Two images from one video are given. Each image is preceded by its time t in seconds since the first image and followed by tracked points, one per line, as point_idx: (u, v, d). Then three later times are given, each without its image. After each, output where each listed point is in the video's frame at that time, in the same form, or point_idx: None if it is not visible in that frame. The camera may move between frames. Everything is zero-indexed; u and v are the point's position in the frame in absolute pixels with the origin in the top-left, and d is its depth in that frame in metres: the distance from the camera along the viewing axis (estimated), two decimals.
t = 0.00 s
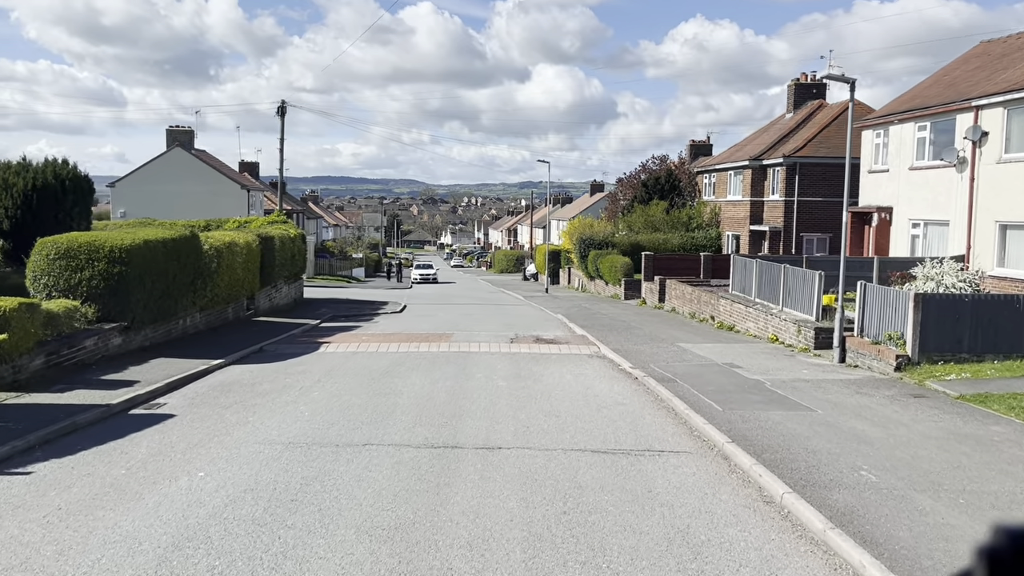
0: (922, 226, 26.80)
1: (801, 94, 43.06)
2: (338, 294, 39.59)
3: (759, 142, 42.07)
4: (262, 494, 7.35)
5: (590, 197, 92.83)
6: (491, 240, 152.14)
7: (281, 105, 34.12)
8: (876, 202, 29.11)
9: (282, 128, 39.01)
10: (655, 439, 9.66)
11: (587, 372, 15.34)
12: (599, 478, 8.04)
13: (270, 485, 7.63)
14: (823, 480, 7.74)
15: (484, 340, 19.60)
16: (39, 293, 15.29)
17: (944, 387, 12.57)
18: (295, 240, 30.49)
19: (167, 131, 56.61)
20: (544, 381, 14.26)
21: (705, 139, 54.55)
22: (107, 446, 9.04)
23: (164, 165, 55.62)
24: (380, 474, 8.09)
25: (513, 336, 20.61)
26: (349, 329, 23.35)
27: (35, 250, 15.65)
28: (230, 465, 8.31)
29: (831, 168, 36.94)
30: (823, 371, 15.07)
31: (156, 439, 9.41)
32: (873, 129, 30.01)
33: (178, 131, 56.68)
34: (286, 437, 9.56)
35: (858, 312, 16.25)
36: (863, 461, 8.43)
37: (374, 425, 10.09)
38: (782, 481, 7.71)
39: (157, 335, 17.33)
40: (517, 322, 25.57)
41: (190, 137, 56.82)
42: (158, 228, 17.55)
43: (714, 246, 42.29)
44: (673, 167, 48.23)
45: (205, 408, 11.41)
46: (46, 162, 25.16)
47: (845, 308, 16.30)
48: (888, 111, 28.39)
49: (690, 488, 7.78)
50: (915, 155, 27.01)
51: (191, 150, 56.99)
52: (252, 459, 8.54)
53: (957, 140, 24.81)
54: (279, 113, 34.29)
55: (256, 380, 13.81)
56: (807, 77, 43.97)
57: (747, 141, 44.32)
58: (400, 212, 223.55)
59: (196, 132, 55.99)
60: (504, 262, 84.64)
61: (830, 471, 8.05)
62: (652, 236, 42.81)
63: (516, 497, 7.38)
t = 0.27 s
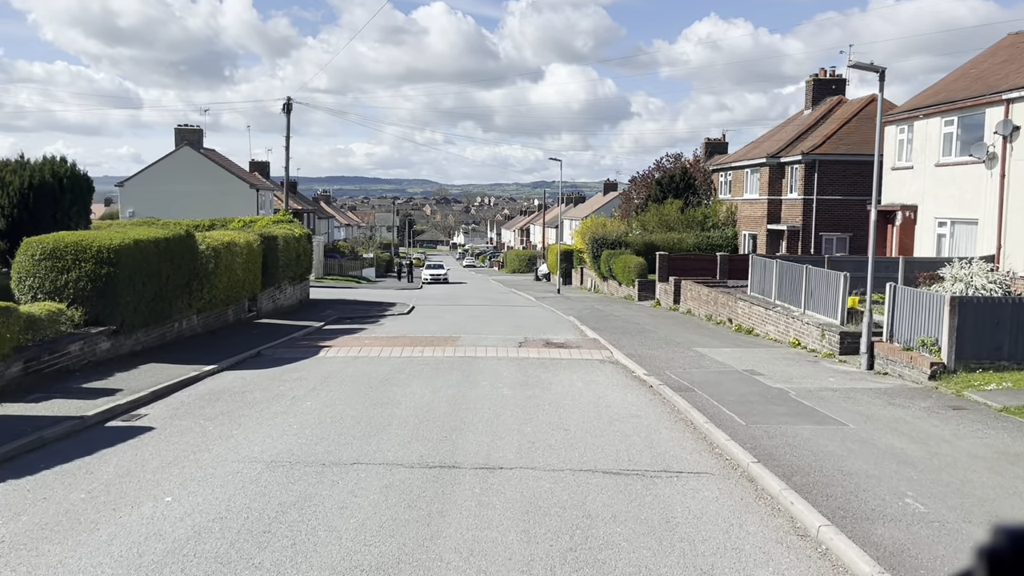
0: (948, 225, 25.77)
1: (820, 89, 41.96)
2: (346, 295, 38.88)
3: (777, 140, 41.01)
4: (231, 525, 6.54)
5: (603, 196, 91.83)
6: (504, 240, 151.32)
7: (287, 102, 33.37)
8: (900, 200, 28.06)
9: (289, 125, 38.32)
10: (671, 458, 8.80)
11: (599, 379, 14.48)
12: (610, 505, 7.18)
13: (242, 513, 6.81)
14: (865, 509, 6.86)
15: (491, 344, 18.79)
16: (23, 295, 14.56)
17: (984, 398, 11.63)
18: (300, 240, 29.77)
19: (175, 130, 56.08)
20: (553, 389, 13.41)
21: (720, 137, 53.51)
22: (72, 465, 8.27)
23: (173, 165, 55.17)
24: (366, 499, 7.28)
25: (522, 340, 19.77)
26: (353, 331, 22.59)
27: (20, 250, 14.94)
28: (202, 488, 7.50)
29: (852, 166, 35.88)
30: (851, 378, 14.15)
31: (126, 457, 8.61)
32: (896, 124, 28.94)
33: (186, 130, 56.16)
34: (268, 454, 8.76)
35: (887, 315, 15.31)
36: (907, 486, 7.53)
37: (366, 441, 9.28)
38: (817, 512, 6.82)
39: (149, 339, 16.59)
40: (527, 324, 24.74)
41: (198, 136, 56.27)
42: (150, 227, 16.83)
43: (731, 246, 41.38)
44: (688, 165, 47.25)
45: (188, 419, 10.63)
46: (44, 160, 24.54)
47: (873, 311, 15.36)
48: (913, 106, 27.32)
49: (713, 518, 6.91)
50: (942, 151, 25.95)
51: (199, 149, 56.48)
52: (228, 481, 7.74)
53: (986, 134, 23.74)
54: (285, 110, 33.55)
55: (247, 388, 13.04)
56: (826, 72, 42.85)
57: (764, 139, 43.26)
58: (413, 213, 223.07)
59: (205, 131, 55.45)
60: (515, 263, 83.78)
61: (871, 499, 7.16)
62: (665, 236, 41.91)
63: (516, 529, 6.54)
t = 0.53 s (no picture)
0: (979, 224, 24.70)
1: (841, 85, 40.85)
2: (356, 296, 38.14)
3: (797, 136, 39.92)
4: (192, 566, 5.70)
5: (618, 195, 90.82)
6: (518, 240, 150.45)
7: (294, 99, 32.66)
8: (927, 198, 26.97)
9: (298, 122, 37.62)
10: (695, 483, 7.90)
11: (613, 388, 13.59)
12: (627, 540, 6.31)
13: (207, 551, 5.97)
14: (921, 550, 5.96)
15: (501, 348, 17.94)
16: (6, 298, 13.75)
17: None
18: (306, 239, 29.06)
19: (186, 129, 55.55)
20: (565, 398, 12.53)
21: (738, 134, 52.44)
22: (30, 487, 7.48)
23: (183, 164, 54.64)
24: (350, 532, 6.43)
25: (534, 344, 18.92)
26: (359, 335, 21.81)
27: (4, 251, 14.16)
28: (168, 518, 6.67)
29: (875, 163, 34.75)
30: (884, 388, 13.20)
31: (91, 478, 7.80)
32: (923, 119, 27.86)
33: (197, 129, 55.59)
34: (248, 476, 7.93)
35: (922, 320, 14.33)
36: (967, 520, 6.62)
37: (357, 461, 8.44)
38: (867, 551, 5.93)
39: (141, 344, 15.81)
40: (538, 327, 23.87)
41: (209, 135, 55.75)
42: (144, 226, 16.06)
43: (749, 245, 40.64)
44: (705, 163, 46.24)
45: (169, 433, 9.83)
46: (44, 158, 23.88)
47: (907, 315, 14.40)
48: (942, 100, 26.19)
49: (747, 558, 6.02)
50: (972, 147, 24.83)
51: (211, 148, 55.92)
52: (199, 510, 6.90)
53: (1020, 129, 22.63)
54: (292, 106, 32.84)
55: (239, 397, 12.25)
56: (847, 67, 41.73)
57: (783, 135, 42.17)
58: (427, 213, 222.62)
59: (215, 130, 54.87)
60: (529, 263, 82.94)
61: (925, 535, 6.28)
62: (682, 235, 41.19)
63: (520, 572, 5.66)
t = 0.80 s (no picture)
0: (1015, 222, 23.56)
1: (865, 80, 39.68)
2: (367, 297, 37.41)
3: (820, 133, 38.78)
4: None
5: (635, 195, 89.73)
6: (534, 240, 149.57)
7: (304, 96, 31.96)
8: (959, 195, 25.84)
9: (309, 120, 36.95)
10: (727, 516, 6.96)
11: (632, 398, 12.69)
12: None
13: None
14: None
15: (513, 354, 17.04)
16: None
17: None
18: (315, 240, 28.34)
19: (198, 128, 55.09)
20: (580, 409, 11.65)
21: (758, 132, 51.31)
22: None
23: (196, 163, 54.18)
24: None
25: (548, 349, 18.04)
26: (366, 338, 21.01)
27: None
28: (125, 558, 5.83)
29: (902, 159, 33.52)
30: (926, 399, 12.21)
31: (51, 506, 6.99)
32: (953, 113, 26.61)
33: (210, 128, 55.07)
34: (224, 505, 7.08)
35: (965, 325, 13.33)
36: None
37: (348, 486, 7.58)
38: None
39: (133, 350, 15.04)
40: (550, 330, 22.98)
41: (222, 135, 55.28)
42: (138, 225, 15.29)
43: (771, 245, 39.58)
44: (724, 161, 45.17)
45: (149, 450, 9.04)
46: (45, 156, 23.27)
47: (948, 320, 13.40)
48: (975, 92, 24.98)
49: None
50: (1007, 141, 23.68)
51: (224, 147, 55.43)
52: (162, 548, 6.06)
53: None
54: (302, 104, 32.15)
55: (230, 409, 11.43)
56: (872, 62, 40.56)
57: (805, 132, 41.02)
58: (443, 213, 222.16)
59: (228, 129, 54.36)
60: (545, 263, 82.05)
61: None
62: (701, 234, 40.22)
63: None
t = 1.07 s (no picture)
0: None
1: (893, 74, 38.39)
2: (380, 298, 36.65)
3: (846, 129, 37.54)
4: None
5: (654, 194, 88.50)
6: (551, 240, 148.60)
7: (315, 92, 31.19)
8: (997, 193, 24.60)
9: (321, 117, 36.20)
10: (772, 559, 5.98)
11: (656, 410, 11.74)
12: None
13: None
14: None
15: (528, 360, 16.14)
16: None
17: None
18: (325, 239, 27.58)
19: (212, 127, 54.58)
20: (600, 423, 10.72)
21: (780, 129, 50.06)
22: None
23: (209, 162, 53.66)
24: None
25: (566, 355, 17.12)
26: (375, 343, 20.17)
27: None
28: None
29: (933, 156, 32.24)
30: (979, 414, 11.15)
31: None
32: (991, 107, 25.12)
33: (223, 127, 54.54)
34: (194, 542, 6.19)
35: (1019, 333, 12.23)
36: None
37: (337, 518, 6.70)
38: None
39: (127, 356, 14.27)
40: (568, 334, 22.06)
41: (235, 134, 54.75)
42: (133, 224, 14.50)
43: (795, 245, 38.43)
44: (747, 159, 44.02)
45: (123, 472, 8.20)
46: (46, 154, 22.61)
47: (1000, 327, 12.31)
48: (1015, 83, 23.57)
49: None
50: None
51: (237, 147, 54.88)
52: None
53: None
54: (312, 100, 31.39)
55: (221, 423, 10.61)
56: (900, 56, 39.26)
57: (831, 128, 39.78)
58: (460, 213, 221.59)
59: (242, 128, 53.79)
60: (562, 263, 81.06)
61: None
62: (723, 234, 39.22)
63: None
